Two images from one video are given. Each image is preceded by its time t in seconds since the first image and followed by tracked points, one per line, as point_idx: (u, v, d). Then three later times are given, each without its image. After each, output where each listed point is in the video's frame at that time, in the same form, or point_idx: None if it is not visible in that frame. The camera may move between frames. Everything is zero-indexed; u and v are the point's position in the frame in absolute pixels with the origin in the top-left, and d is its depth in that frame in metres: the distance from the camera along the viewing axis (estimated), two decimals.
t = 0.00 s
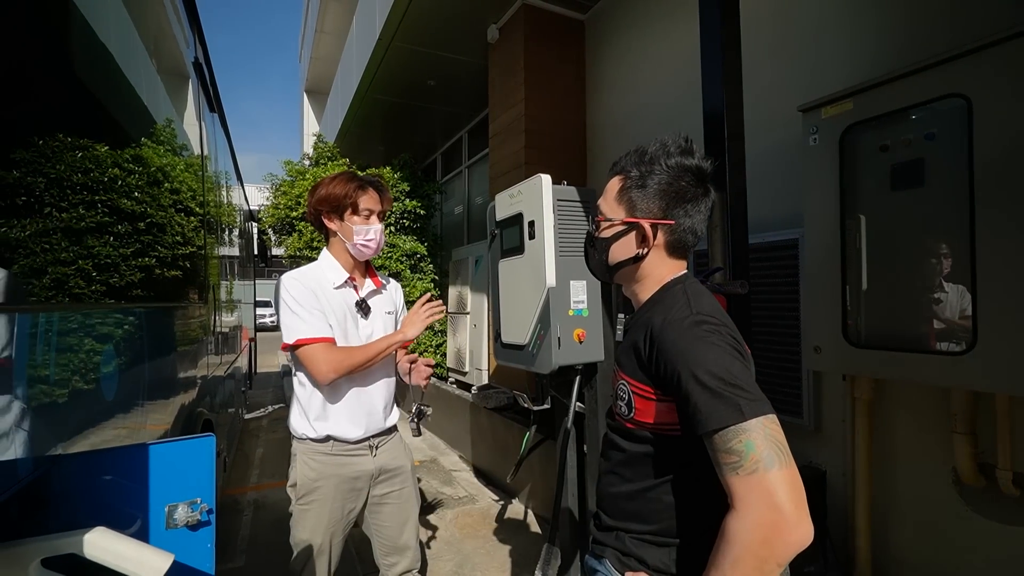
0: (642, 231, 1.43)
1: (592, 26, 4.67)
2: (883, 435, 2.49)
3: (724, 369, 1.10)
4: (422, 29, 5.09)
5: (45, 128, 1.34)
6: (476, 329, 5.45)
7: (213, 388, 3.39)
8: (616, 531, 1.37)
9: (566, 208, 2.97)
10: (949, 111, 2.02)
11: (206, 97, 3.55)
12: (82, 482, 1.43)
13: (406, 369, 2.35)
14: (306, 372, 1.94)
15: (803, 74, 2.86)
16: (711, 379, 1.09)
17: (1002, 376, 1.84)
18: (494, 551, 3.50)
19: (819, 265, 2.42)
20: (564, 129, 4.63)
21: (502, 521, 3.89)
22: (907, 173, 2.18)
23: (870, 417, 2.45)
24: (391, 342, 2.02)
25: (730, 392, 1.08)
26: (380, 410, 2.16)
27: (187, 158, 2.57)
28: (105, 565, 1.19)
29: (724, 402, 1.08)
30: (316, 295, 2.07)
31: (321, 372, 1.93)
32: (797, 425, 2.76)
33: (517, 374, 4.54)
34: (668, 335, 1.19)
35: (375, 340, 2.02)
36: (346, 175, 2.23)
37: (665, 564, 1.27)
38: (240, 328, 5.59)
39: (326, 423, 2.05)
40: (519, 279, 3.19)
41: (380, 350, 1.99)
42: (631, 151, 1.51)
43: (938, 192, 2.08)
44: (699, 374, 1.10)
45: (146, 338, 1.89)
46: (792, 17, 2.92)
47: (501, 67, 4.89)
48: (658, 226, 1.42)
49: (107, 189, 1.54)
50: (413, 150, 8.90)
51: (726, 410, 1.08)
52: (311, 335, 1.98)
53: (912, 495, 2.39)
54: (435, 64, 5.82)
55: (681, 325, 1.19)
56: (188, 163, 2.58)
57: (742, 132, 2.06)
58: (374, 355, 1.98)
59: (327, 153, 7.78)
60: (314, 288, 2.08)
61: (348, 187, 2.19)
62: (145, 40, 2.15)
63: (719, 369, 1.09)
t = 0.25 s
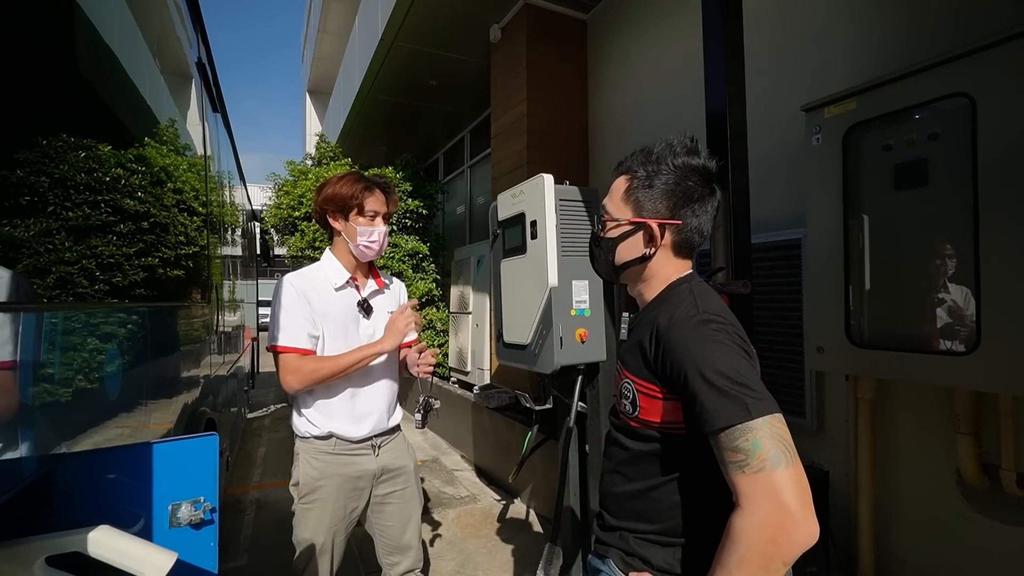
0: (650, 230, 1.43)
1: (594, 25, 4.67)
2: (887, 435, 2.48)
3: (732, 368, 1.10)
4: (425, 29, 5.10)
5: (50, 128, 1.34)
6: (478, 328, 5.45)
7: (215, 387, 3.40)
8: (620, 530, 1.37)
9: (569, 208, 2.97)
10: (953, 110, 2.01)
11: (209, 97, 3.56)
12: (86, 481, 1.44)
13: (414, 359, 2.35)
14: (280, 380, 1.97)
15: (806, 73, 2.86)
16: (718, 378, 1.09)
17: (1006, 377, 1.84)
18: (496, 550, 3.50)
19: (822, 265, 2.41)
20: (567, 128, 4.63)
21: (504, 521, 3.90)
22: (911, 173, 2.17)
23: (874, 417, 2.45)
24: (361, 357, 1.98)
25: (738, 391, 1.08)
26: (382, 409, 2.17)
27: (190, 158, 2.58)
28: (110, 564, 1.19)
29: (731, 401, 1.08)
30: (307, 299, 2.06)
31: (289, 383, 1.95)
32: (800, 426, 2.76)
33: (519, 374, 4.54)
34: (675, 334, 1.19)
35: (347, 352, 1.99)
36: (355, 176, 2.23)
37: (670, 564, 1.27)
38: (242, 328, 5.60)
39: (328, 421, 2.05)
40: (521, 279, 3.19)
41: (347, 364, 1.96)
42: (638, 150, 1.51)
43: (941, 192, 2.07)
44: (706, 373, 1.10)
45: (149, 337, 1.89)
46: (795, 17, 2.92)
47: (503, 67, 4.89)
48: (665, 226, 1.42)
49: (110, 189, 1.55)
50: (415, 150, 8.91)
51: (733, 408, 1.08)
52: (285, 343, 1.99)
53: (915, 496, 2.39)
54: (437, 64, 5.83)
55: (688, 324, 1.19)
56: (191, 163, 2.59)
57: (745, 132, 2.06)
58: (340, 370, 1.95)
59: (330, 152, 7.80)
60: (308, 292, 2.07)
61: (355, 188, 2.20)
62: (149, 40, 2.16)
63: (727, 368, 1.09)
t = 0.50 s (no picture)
0: (651, 230, 1.43)
1: (595, 25, 4.66)
2: (889, 434, 2.48)
3: (732, 366, 1.09)
4: (426, 29, 5.10)
5: (53, 129, 1.34)
6: (480, 328, 5.45)
7: (218, 387, 3.41)
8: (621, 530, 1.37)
9: (570, 208, 2.97)
10: (955, 108, 2.01)
11: (212, 97, 3.57)
12: (88, 479, 1.44)
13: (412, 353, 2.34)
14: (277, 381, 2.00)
15: (807, 72, 2.85)
16: (719, 376, 1.09)
17: (1008, 376, 1.83)
18: (498, 550, 3.50)
19: (824, 264, 2.41)
20: (568, 128, 4.63)
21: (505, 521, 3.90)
22: (913, 171, 2.16)
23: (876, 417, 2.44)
24: (351, 349, 1.96)
25: (738, 389, 1.08)
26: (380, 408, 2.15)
27: (192, 159, 2.58)
28: (111, 563, 1.19)
29: (732, 399, 1.08)
30: (303, 300, 2.07)
31: (284, 382, 1.96)
32: (801, 425, 2.75)
33: (521, 374, 4.54)
34: (675, 332, 1.19)
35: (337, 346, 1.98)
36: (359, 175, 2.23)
37: (670, 564, 1.28)
38: (245, 328, 5.61)
39: (329, 419, 2.06)
40: (522, 278, 3.18)
41: (336, 357, 1.95)
42: (638, 148, 1.51)
43: (944, 191, 2.06)
44: (706, 371, 1.10)
45: (151, 337, 1.89)
46: (797, 16, 2.91)
47: (504, 67, 4.89)
48: (665, 225, 1.42)
49: (113, 190, 1.55)
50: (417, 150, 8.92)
51: (733, 406, 1.07)
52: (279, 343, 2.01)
53: (917, 495, 2.38)
54: (439, 64, 5.83)
55: (688, 322, 1.18)
56: (193, 163, 2.59)
57: (747, 131, 2.06)
58: (330, 364, 1.94)
59: (332, 153, 7.81)
60: (305, 292, 2.08)
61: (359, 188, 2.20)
62: (150, 41, 2.16)
63: (727, 366, 1.09)
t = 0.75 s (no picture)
0: (649, 230, 1.42)
1: (597, 25, 4.66)
2: (891, 434, 2.47)
3: (731, 366, 1.09)
4: (428, 30, 5.10)
5: (56, 129, 1.35)
6: (482, 328, 5.45)
7: (220, 387, 3.42)
8: (621, 531, 1.37)
9: (571, 208, 2.97)
10: (958, 108, 2.00)
11: (214, 98, 3.58)
12: (90, 479, 1.45)
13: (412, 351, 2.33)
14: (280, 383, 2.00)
15: (809, 72, 2.85)
16: (718, 376, 1.08)
17: (1011, 377, 1.83)
18: (499, 550, 3.50)
19: (826, 264, 2.40)
20: (569, 128, 4.63)
21: (507, 521, 3.90)
22: (915, 171, 2.16)
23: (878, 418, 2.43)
24: (358, 357, 1.97)
25: (737, 390, 1.08)
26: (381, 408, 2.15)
27: (194, 159, 2.58)
28: (113, 562, 1.20)
29: (731, 400, 1.07)
30: (305, 300, 2.07)
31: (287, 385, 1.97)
32: (803, 426, 2.75)
33: (522, 374, 4.54)
34: (674, 332, 1.19)
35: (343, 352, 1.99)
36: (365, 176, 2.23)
37: (671, 565, 1.29)
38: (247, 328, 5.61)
39: (330, 420, 2.06)
40: (523, 279, 3.18)
41: (343, 364, 1.96)
42: (636, 149, 1.51)
43: (946, 191, 2.06)
44: (705, 371, 1.09)
45: (154, 337, 1.90)
46: (799, 15, 2.90)
47: (506, 67, 4.89)
48: (664, 225, 1.42)
49: (116, 190, 1.55)
50: (418, 151, 8.92)
51: (732, 407, 1.07)
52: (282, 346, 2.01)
53: (919, 496, 2.38)
54: (440, 65, 5.83)
55: (687, 323, 1.18)
56: (195, 164, 2.59)
57: (748, 131, 2.05)
58: (336, 371, 1.95)
59: (334, 153, 7.82)
60: (305, 293, 2.08)
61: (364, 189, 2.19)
62: (153, 41, 2.16)
63: (726, 366, 1.09)
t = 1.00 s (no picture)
0: (647, 230, 1.43)
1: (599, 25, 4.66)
2: (892, 434, 2.47)
3: (730, 366, 1.09)
4: (429, 30, 5.10)
5: (59, 129, 1.35)
6: (483, 328, 5.45)
7: (221, 386, 3.43)
8: (621, 531, 1.37)
9: (572, 208, 2.97)
10: (960, 107, 2.00)
11: (216, 98, 3.58)
12: (92, 478, 1.45)
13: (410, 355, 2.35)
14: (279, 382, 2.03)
15: (811, 71, 2.84)
16: (716, 376, 1.08)
17: (1013, 376, 1.82)
18: (500, 550, 3.50)
19: (828, 264, 2.40)
20: (570, 128, 4.63)
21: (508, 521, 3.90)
22: (917, 171, 2.16)
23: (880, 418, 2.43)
24: (349, 346, 1.97)
25: (736, 389, 1.08)
26: (381, 408, 2.14)
27: (196, 159, 2.59)
28: (114, 560, 1.20)
29: (729, 399, 1.07)
30: (303, 299, 2.09)
31: (285, 381, 2.00)
32: (805, 426, 2.75)
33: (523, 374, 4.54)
34: (673, 332, 1.19)
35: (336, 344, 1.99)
36: (357, 174, 2.22)
37: (670, 565, 1.29)
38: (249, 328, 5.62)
39: (331, 419, 2.07)
40: (524, 279, 3.19)
41: (334, 355, 1.96)
42: (633, 149, 1.51)
43: (949, 191, 2.05)
44: (703, 371, 1.09)
45: (156, 337, 1.90)
46: (800, 14, 2.90)
47: (508, 67, 4.88)
48: (662, 225, 1.42)
49: (119, 190, 1.56)
50: (420, 150, 8.93)
51: (731, 407, 1.07)
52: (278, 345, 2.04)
53: (921, 496, 2.37)
54: (442, 64, 5.83)
55: (685, 322, 1.18)
56: (197, 163, 2.60)
57: (750, 131, 2.05)
58: (328, 362, 1.95)
59: (335, 153, 7.82)
60: (303, 292, 2.09)
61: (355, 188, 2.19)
62: (154, 42, 2.17)
63: (724, 366, 1.09)
